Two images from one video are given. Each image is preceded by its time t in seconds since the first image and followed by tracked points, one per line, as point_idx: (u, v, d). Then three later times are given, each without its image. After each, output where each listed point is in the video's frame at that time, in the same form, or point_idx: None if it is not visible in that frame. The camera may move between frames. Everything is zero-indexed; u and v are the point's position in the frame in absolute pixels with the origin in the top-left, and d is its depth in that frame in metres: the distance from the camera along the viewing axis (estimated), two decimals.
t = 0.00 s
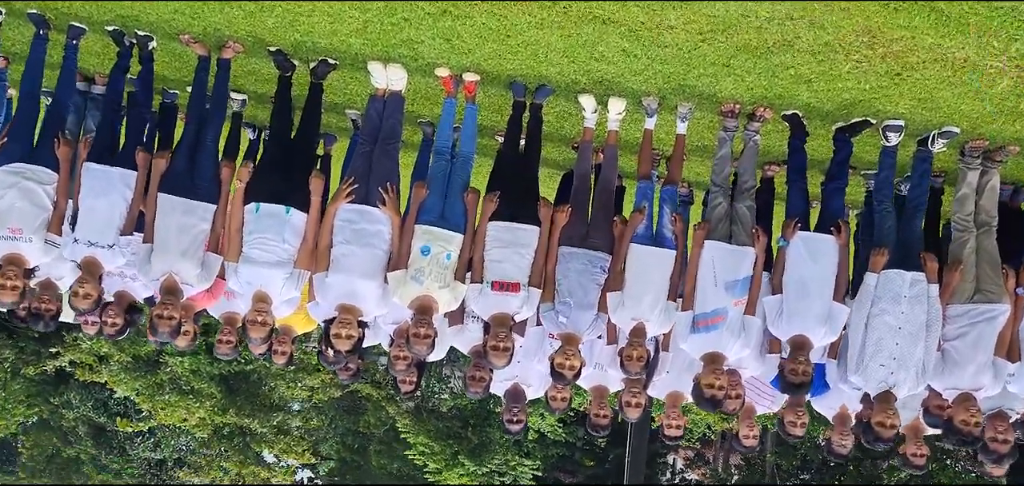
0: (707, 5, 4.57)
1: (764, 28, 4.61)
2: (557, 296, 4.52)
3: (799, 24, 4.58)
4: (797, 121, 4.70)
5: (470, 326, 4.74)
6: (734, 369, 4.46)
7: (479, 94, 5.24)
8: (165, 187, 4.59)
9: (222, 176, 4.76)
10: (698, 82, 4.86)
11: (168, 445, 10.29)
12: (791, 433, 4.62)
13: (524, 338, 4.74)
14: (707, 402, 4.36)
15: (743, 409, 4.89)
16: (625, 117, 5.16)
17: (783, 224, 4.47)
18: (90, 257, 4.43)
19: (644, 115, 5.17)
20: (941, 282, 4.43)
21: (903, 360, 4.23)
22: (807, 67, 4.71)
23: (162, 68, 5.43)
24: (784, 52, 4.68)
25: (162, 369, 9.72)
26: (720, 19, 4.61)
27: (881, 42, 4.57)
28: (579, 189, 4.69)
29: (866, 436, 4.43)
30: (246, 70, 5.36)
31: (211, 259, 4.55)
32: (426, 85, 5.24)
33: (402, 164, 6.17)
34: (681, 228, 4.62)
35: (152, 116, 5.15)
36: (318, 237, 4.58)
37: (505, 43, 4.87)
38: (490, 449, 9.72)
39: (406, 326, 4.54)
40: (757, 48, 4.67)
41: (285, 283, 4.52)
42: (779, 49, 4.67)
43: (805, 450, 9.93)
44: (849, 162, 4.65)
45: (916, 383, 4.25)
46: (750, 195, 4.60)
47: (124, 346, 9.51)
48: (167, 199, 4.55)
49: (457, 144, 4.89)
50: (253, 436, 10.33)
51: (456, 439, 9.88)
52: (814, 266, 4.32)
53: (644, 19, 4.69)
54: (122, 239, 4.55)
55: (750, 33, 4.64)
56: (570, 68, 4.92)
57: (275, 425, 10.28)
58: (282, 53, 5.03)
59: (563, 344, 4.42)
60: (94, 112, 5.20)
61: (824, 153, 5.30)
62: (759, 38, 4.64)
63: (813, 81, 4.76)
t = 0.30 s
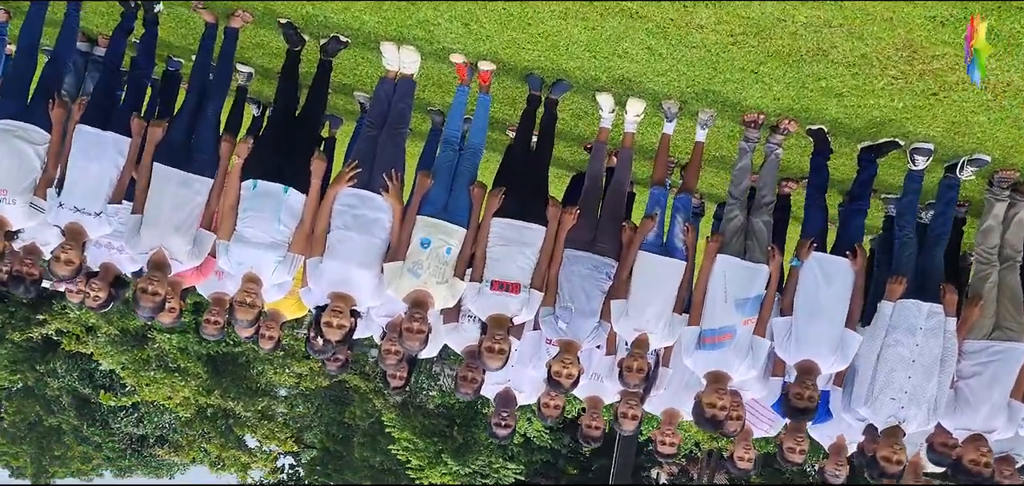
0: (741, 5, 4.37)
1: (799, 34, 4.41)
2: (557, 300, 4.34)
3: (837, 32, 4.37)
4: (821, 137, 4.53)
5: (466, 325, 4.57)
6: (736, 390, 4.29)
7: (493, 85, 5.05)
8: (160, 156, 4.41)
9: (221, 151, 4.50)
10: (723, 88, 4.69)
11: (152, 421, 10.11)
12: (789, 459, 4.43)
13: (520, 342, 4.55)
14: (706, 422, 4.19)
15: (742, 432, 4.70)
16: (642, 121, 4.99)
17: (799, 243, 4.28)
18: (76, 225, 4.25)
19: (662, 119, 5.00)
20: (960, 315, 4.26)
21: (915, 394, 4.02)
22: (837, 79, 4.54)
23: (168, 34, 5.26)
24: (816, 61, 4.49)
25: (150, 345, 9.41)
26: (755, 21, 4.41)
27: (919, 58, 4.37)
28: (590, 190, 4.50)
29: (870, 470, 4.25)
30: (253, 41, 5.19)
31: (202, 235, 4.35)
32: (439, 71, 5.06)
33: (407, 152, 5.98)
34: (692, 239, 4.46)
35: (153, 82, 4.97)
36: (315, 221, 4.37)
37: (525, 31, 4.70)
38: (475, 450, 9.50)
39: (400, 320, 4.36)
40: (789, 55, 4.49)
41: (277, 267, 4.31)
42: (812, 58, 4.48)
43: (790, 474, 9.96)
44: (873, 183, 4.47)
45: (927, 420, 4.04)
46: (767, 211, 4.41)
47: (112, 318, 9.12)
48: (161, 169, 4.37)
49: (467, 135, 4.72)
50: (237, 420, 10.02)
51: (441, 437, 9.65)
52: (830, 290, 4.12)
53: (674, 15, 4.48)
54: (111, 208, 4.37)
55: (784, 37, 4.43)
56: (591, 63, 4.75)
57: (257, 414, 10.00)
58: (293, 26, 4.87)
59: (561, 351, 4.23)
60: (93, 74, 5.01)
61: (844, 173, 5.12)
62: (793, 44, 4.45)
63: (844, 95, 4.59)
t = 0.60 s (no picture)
0: (776, 9, 4.30)
1: (833, 43, 4.35)
2: (557, 302, 4.19)
3: (874, 43, 4.31)
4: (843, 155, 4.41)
5: (461, 321, 4.42)
6: (735, 410, 4.13)
7: (508, 76, 4.90)
8: (159, 123, 4.25)
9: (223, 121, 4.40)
10: (745, 95, 4.56)
11: (138, 395, 9.61)
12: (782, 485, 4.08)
13: (514, 343, 4.40)
14: (704, 442, 4.03)
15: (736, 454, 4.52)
16: (660, 122, 4.81)
17: (814, 261, 4.12)
18: (65, 186, 4.11)
19: (679, 124, 4.86)
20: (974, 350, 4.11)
21: (921, 427, 3.87)
22: (866, 94, 4.45)
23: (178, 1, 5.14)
24: (846, 74, 4.41)
25: (140, 318, 9.12)
26: (788, 26, 4.34)
27: (957, 78, 4.33)
28: (599, 192, 4.35)
29: None
30: (265, 14, 5.13)
31: (197, 208, 4.20)
32: (454, 57, 4.90)
33: (414, 140, 5.80)
34: (702, 250, 4.31)
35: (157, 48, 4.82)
36: (314, 201, 4.21)
37: (545, 21, 4.60)
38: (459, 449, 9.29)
39: (394, 311, 4.21)
40: (819, 64, 4.41)
41: (271, 247, 4.16)
42: (842, 69, 4.41)
43: None
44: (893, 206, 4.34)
45: (931, 456, 3.89)
46: (782, 227, 4.26)
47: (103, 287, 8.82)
48: (159, 136, 4.21)
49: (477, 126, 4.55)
50: (222, 400, 9.64)
51: (427, 433, 9.44)
52: (840, 313, 3.97)
53: (703, 14, 4.39)
54: (103, 172, 4.22)
55: (818, 45, 4.36)
56: (611, 59, 4.63)
57: (240, 393, 9.59)
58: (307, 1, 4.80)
59: (557, 355, 4.07)
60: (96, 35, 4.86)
61: (863, 194, 4.96)
62: (825, 53, 4.37)
63: (872, 112, 4.49)
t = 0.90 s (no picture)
0: (810, 13, 4.20)
1: (866, 53, 4.24)
2: (553, 304, 4.01)
3: (910, 57, 4.20)
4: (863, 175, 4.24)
5: (453, 316, 4.28)
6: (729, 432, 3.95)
7: (520, 67, 4.75)
8: (154, 86, 4.10)
9: (223, 89, 4.20)
10: (767, 103, 4.44)
11: (126, 366, 8.59)
12: None
13: (506, 343, 4.25)
14: (696, 462, 3.85)
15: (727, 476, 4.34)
16: (675, 126, 4.64)
17: (823, 280, 3.95)
18: (50, 144, 3.96)
19: (695, 129, 4.70)
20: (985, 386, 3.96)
21: (925, 465, 3.70)
22: (895, 111, 4.34)
23: None
24: (877, 88, 4.30)
25: (132, 290, 8.03)
26: (819, 32, 4.24)
27: (995, 100, 4.21)
28: (606, 193, 4.19)
29: None
30: None
31: (186, 177, 4.01)
32: (466, 42, 4.79)
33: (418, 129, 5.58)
34: (710, 262, 4.12)
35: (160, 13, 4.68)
36: (309, 181, 4.03)
37: (565, 9, 4.48)
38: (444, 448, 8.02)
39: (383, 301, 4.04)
40: (849, 75, 4.30)
41: (260, 224, 3.98)
42: (873, 83, 4.30)
43: None
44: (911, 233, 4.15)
45: None
46: (795, 245, 4.08)
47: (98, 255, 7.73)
48: (153, 100, 4.04)
49: (485, 116, 4.38)
50: (209, 378, 8.45)
51: (414, 428, 8.18)
52: (847, 338, 3.78)
53: (732, 13, 4.28)
54: (92, 133, 4.05)
55: (850, 54, 4.26)
56: (632, 54, 4.50)
57: (227, 373, 8.33)
58: None
59: (549, 359, 3.91)
60: None
61: (881, 218, 4.79)
62: (857, 64, 4.27)
63: (900, 130, 4.38)
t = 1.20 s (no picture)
0: (842, 11, 4.12)
1: (899, 57, 4.15)
2: (547, 300, 3.84)
3: (945, 65, 4.12)
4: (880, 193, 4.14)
5: (442, 306, 4.10)
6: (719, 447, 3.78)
7: (533, 51, 4.65)
8: (149, 40, 3.95)
9: (220, 48, 4.01)
10: (786, 106, 4.37)
11: (115, 336, 8.10)
12: None
13: (495, 339, 4.12)
14: (682, 476, 3.66)
15: None
16: (689, 125, 4.55)
17: (832, 300, 3.77)
18: (34, 93, 3.80)
19: (710, 130, 4.60)
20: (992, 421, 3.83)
21: None
22: (921, 124, 4.26)
23: None
24: (907, 97, 4.22)
25: (125, 258, 7.56)
26: (850, 33, 4.16)
27: None
28: (611, 189, 4.02)
29: None
30: None
31: (175, 136, 3.84)
32: (478, 21, 4.73)
33: (423, 113, 5.34)
34: (714, 269, 3.96)
35: None
36: (302, 152, 3.85)
37: None
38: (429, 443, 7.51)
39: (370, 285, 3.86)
40: (877, 81, 4.22)
41: (247, 193, 3.80)
42: (902, 92, 4.21)
43: None
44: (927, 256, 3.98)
45: None
46: (804, 258, 3.92)
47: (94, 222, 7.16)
48: (145, 54, 3.89)
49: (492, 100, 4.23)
50: (195, 353, 8.06)
51: (398, 421, 7.65)
52: (852, 360, 3.61)
53: (760, 5, 4.20)
54: (80, 84, 3.89)
55: (881, 59, 4.18)
56: (650, 44, 4.42)
57: (217, 354, 8.03)
58: None
59: (538, 358, 3.73)
60: None
61: (897, 238, 4.67)
62: (889, 69, 4.18)
63: (925, 145, 4.30)
